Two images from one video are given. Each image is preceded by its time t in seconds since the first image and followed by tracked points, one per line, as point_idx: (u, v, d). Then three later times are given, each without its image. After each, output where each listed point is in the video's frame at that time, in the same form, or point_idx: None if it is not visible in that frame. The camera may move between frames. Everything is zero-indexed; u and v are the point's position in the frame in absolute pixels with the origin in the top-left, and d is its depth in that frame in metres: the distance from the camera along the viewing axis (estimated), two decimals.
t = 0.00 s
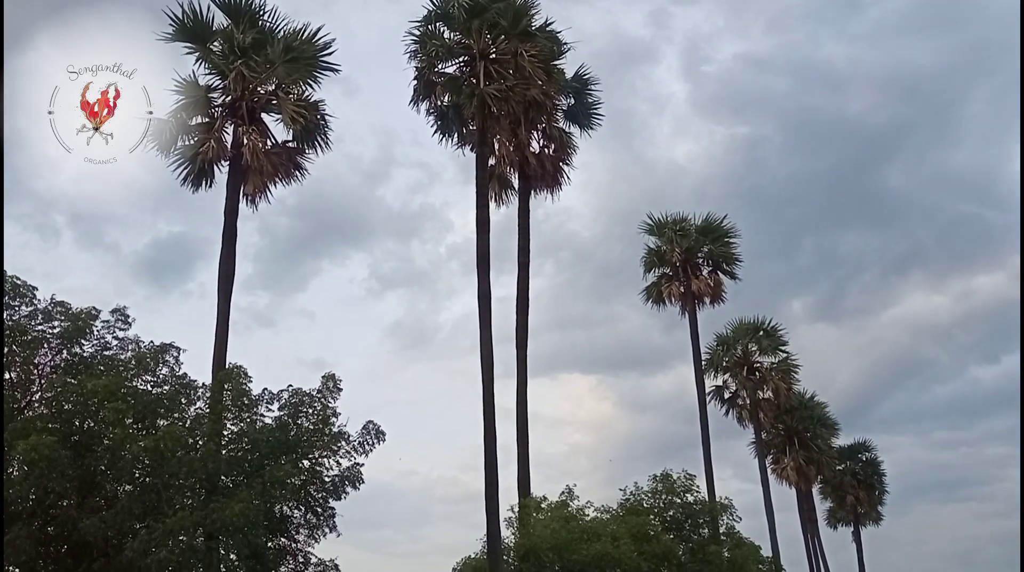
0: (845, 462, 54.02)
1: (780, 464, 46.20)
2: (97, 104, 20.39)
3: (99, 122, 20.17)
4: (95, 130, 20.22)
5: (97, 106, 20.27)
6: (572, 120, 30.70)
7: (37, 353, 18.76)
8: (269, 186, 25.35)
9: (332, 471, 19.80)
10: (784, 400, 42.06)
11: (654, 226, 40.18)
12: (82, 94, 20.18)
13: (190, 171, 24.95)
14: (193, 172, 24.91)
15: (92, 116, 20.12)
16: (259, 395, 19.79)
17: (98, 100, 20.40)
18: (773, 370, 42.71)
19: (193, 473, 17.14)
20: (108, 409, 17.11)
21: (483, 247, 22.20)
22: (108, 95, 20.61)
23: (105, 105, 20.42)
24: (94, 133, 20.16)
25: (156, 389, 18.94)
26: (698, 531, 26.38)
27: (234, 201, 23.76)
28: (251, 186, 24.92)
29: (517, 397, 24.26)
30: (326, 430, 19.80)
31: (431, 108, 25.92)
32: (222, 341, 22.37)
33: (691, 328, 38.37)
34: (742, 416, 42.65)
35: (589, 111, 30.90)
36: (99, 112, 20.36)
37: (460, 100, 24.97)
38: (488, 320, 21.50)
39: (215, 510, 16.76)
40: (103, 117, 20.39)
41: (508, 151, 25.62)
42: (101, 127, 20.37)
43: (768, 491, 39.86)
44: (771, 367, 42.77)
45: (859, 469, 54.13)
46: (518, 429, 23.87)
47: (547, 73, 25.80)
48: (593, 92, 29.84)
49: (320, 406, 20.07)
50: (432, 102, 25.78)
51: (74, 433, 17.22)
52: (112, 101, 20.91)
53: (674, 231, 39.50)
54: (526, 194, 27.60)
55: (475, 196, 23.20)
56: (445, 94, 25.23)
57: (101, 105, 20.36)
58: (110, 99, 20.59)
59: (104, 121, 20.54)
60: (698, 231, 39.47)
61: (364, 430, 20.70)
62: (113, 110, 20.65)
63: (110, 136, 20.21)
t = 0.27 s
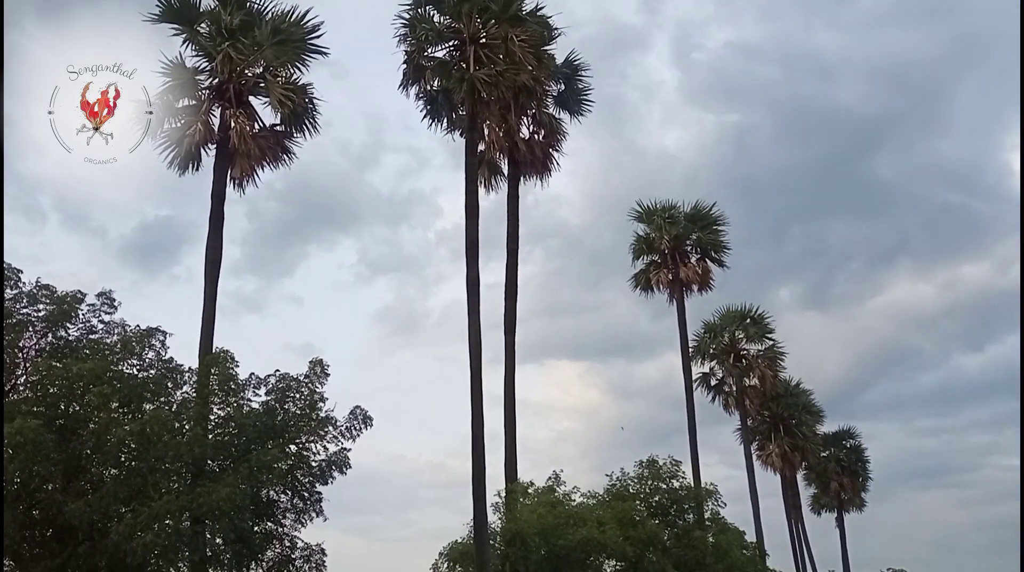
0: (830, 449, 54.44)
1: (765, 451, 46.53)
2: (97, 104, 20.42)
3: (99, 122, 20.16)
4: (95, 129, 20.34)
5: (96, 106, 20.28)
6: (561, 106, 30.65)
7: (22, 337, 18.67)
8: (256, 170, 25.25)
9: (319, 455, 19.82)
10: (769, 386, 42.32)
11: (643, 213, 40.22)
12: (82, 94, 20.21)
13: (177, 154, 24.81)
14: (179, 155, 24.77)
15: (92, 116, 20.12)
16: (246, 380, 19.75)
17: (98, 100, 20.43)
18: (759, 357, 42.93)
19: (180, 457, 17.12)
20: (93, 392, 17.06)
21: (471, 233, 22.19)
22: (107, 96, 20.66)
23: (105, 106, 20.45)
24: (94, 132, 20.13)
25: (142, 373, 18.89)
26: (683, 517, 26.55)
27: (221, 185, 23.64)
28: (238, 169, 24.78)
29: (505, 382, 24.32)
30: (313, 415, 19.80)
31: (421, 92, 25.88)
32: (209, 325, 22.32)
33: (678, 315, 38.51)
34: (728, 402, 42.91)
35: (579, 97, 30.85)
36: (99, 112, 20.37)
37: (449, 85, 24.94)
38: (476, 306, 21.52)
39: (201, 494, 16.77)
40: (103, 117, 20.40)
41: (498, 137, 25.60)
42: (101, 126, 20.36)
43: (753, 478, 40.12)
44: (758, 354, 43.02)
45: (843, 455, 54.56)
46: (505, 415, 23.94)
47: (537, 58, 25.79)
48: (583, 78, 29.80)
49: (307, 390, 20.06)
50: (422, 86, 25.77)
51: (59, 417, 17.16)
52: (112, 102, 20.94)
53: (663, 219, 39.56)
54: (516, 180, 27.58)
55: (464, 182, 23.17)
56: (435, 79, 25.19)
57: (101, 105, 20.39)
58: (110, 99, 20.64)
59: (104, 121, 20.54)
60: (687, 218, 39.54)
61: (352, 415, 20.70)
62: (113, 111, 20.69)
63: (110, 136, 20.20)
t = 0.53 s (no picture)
0: (813, 436, 54.83)
1: (750, 438, 46.63)
2: (96, 105, 20.46)
3: (99, 122, 20.20)
4: (93, 128, 20.43)
5: (97, 107, 20.33)
6: (550, 93, 30.59)
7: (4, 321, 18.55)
8: (242, 154, 25.14)
9: (305, 441, 19.80)
10: (755, 374, 42.48)
11: (630, 201, 40.24)
12: (81, 95, 20.24)
13: (162, 138, 24.61)
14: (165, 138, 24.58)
15: (92, 116, 20.17)
16: (231, 365, 19.68)
17: (98, 101, 20.48)
18: (745, 344, 43.01)
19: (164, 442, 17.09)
20: (77, 377, 16.98)
21: (459, 220, 22.15)
22: (107, 97, 20.72)
23: (104, 106, 20.49)
24: (94, 132, 20.18)
25: (126, 358, 18.81)
26: (668, 504, 26.69)
27: (206, 168, 23.49)
28: (224, 153, 24.62)
29: (491, 369, 24.36)
30: (299, 401, 19.77)
31: (409, 77, 25.80)
32: (194, 310, 22.24)
33: (665, 303, 38.64)
34: (714, 390, 43.14)
35: (568, 84, 30.79)
36: (99, 112, 20.41)
37: (437, 70, 24.83)
38: (463, 292, 21.49)
39: (186, 479, 16.75)
40: (103, 118, 20.44)
41: (486, 122, 25.53)
42: (101, 126, 20.39)
43: (737, 465, 40.38)
44: (744, 342, 43.03)
45: (826, 443, 54.97)
46: (492, 401, 23.99)
47: (525, 44, 25.71)
48: (572, 64, 29.73)
49: (292, 376, 20.02)
50: (409, 71, 25.68)
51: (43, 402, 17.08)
52: (111, 103, 21.00)
53: (650, 207, 39.61)
54: (504, 166, 27.55)
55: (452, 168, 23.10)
56: (423, 64, 25.09)
57: (100, 106, 20.42)
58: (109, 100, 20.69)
59: (104, 121, 20.58)
60: (675, 206, 39.60)
61: (338, 402, 20.66)
62: (113, 111, 20.74)
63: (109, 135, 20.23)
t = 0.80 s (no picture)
0: (797, 427, 55.18)
1: (733, 429, 46.89)
2: (97, 105, 20.25)
3: (99, 122, 19.99)
4: (93, 128, 20.24)
5: (96, 107, 20.11)
6: (538, 83, 30.51)
7: None
8: (227, 141, 24.97)
9: (289, 430, 19.73)
10: (739, 365, 42.70)
11: (618, 192, 40.24)
12: (82, 95, 20.03)
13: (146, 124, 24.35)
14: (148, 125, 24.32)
15: (92, 116, 19.95)
16: (216, 353, 19.57)
17: (98, 101, 20.28)
18: (730, 336, 43.15)
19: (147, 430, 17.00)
20: (59, 365, 16.84)
21: (446, 209, 22.09)
22: (107, 97, 20.53)
23: (105, 106, 20.29)
24: (93, 132, 19.96)
25: (108, 345, 18.67)
26: (652, 493, 26.81)
27: (190, 155, 23.30)
28: (208, 140, 24.41)
29: (477, 359, 24.35)
30: (284, 390, 19.69)
31: (396, 65, 25.71)
32: (178, 297, 22.12)
33: (650, 294, 38.73)
34: (698, 380, 43.37)
35: (556, 74, 30.73)
36: (99, 112, 20.20)
37: (424, 58, 24.72)
38: (450, 283, 21.45)
39: (169, 468, 16.66)
40: (103, 118, 20.24)
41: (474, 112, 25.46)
42: (101, 126, 20.18)
43: (721, 455, 40.60)
44: (728, 334, 43.23)
45: (809, 434, 55.35)
46: (477, 392, 24.00)
47: (513, 33, 25.61)
48: (560, 54, 29.67)
49: (277, 365, 19.93)
50: (396, 59, 25.58)
51: (24, 390, 16.94)
52: (111, 103, 20.81)
53: (637, 198, 39.63)
54: (491, 156, 27.50)
55: (439, 157, 23.02)
56: (410, 52, 24.97)
57: (101, 106, 20.22)
58: (110, 100, 20.50)
59: (104, 121, 20.38)
60: (661, 197, 39.64)
61: (323, 391, 20.59)
62: (113, 111, 20.55)
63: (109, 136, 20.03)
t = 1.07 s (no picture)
0: (784, 414, 55.47)
1: (722, 416, 47.18)
2: (96, 105, 19.98)
3: (99, 122, 19.69)
4: (93, 131, 19.87)
5: (97, 106, 19.85)
6: (529, 70, 30.47)
7: None
8: (215, 127, 24.83)
9: (278, 417, 19.72)
10: (727, 353, 42.88)
11: (608, 179, 40.23)
12: (82, 95, 19.77)
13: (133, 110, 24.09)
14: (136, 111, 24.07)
15: (93, 116, 19.67)
16: (204, 340, 19.51)
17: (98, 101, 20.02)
18: (719, 324, 43.28)
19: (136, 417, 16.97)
20: (46, 351, 16.77)
21: (436, 197, 22.04)
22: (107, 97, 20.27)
23: (105, 106, 20.03)
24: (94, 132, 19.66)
25: (96, 331, 18.57)
26: (641, 480, 26.98)
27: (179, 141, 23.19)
28: (196, 126, 24.28)
29: (466, 347, 24.37)
30: (273, 377, 19.66)
31: (385, 51, 25.58)
32: (165, 284, 22.04)
33: (640, 282, 38.80)
34: (688, 368, 43.54)
35: (546, 61, 30.65)
36: (99, 111, 19.89)
37: (414, 45, 24.55)
38: (440, 270, 21.41)
39: (158, 454, 16.64)
40: (103, 117, 19.94)
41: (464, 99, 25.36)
42: (102, 126, 19.88)
43: (710, 442, 40.78)
44: (717, 321, 43.42)
45: (797, 421, 55.66)
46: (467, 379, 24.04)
47: (504, 20, 25.53)
48: (550, 41, 29.58)
49: (266, 352, 19.89)
50: (386, 45, 25.45)
51: (11, 376, 16.87)
52: (111, 103, 20.53)
53: (627, 185, 39.63)
54: (481, 144, 27.45)
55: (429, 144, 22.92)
56: (400, 38, 24.83)
57: (101, 106, 19.95)
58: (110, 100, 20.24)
59: (104, 121, 20.09)
60: (651, 185, 39.65)
61: (313, 377, 20.56)
62: (113, 111, 20.28)
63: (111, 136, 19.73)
